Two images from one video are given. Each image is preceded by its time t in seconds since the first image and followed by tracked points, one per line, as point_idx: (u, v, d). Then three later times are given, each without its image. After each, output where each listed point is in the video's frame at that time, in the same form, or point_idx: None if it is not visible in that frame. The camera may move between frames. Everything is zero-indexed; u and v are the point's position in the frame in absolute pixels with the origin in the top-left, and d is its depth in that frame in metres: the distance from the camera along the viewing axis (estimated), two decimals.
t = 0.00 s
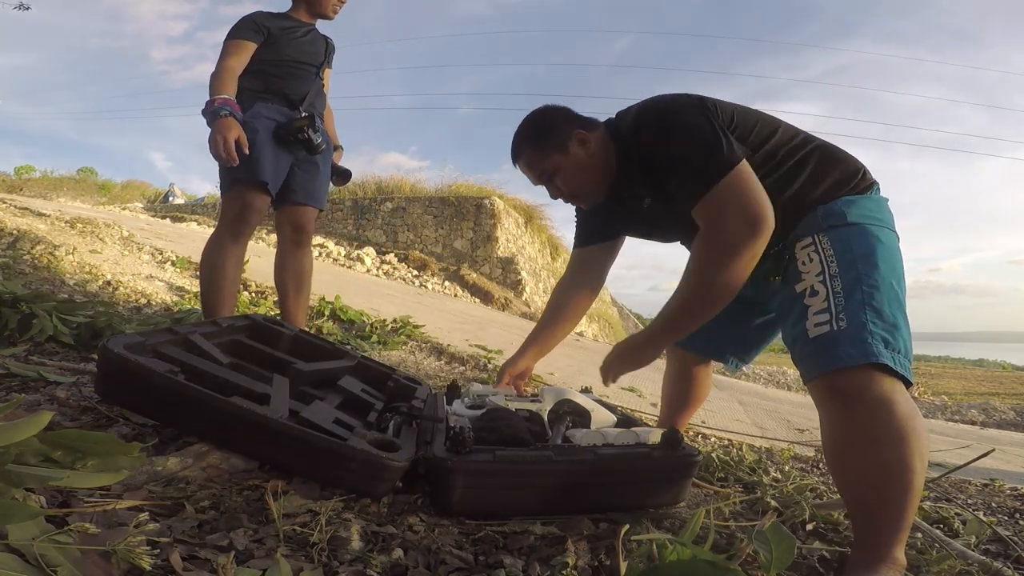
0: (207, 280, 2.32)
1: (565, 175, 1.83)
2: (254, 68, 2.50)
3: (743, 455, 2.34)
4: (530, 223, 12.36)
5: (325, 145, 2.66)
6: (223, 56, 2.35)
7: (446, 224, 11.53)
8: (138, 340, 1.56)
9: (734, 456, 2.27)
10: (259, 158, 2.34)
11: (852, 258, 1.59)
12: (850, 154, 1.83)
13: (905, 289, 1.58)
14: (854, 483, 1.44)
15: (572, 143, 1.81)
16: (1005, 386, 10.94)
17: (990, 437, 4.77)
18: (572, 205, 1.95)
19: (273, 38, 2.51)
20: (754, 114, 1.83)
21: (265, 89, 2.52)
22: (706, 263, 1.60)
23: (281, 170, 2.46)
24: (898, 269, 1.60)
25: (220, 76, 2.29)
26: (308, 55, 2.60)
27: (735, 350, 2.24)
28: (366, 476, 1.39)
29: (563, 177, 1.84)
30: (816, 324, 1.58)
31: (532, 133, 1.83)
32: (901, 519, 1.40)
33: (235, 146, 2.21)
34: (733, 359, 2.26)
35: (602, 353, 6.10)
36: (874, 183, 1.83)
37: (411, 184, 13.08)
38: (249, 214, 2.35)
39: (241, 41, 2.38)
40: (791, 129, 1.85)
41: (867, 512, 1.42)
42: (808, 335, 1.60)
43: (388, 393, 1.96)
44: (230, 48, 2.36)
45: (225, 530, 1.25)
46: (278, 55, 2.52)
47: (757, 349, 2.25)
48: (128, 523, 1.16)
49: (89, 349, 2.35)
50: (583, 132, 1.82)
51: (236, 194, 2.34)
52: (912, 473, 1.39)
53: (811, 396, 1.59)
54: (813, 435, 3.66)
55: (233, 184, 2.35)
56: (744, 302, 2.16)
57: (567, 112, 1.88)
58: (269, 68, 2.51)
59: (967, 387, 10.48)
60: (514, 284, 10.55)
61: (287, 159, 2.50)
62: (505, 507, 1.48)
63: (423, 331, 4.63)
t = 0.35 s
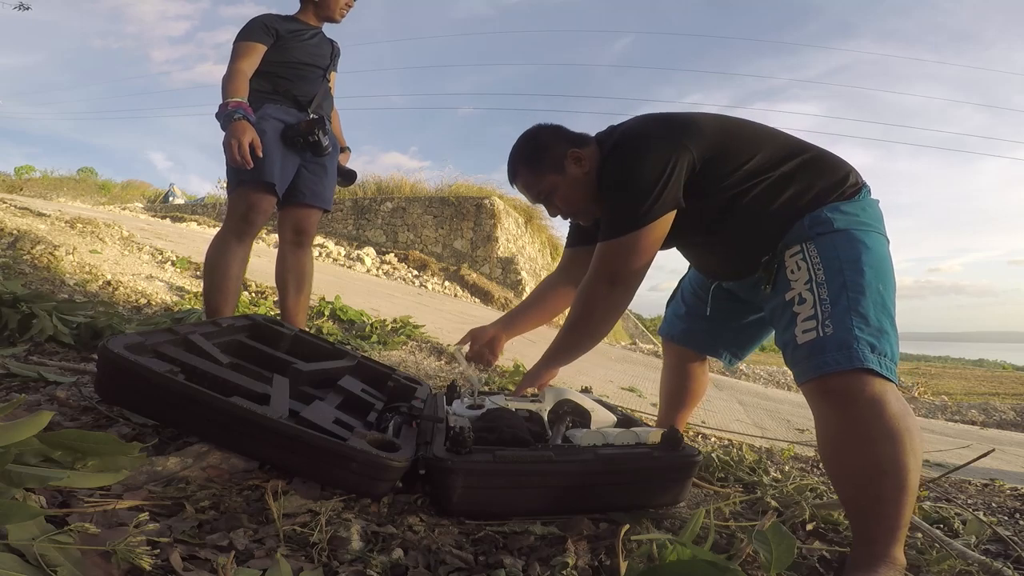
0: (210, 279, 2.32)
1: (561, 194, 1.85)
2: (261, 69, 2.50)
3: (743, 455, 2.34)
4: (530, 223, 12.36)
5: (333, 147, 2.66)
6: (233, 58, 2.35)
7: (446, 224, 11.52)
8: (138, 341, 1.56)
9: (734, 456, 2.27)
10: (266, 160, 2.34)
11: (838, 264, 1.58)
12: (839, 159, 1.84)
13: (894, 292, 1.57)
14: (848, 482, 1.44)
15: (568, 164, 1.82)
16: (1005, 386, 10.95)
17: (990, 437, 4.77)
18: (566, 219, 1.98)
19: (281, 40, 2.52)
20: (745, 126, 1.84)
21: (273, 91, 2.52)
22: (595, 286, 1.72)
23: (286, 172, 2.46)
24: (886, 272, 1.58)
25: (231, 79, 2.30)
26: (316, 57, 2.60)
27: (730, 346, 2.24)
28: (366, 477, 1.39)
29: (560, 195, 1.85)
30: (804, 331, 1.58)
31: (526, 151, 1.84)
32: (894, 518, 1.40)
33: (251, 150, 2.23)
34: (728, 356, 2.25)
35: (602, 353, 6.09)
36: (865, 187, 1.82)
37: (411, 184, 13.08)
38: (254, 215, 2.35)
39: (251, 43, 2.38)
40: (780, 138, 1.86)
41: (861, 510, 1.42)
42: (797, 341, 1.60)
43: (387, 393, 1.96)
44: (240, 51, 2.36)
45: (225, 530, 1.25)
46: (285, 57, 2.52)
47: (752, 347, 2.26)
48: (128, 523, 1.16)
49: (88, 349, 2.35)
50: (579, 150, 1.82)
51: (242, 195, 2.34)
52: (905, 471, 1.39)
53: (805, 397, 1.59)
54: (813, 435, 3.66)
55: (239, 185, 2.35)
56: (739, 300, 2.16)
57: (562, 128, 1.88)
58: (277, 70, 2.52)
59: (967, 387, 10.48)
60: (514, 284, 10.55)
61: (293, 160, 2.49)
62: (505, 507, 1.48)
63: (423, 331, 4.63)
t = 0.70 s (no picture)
0: (211, 279, 2.31)
1: (554, 203, 1.85)
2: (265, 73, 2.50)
3: (742, 455, 2.34)
4: (530, 223, 12.36)
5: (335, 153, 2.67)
6: (242, 63, 2.35)
7: (446, 224, 11.52)
8: (138, 341, 1.56)
9: (734, 456, 2.27)
10: (275, 164, 2.34)
11: (828, 265, 1.57)
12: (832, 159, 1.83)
13: (886, 292, 1.56)
14: (845, 483, 1.44)
15: (558, 173, 1.81)
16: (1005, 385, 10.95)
17: (990, 437, 4.77)
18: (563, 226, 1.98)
19: (289, 45, 2.52)
20: (736, 128, 1.84)
21: (281, 96, 2.52)
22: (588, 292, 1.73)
23: (292, 177, 2.45)
24: (877, 272, 1.57)
25: (241, 84, 2.30)
26: (321, 63, 2.60)
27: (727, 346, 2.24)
28: (366, 476, 1.39)
29: (553, 205, 1.86)
30: (795, 332, 1.57)
31: (519, 163, 1.84)
32: (892, 517, 1.40)
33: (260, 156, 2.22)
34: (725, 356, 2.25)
35: (602, 353, 6.09)
36: (858, 186, 1.81)
37: (411, 184, 13.08)
38: (257, 216, 2.36)
39: (261, 48, 2.38)
40: (772, 140, 1.85)
41: (859, 510, 1.43)
42: (789, 342, 1.60)
43: (388, 393, 1.96)
44: (250, 55, 2.36)
45: (225, 530, 1.26)
46: (293, 63, 2.52)
47: (748, 346, 2.26)
48: (127, 523, 1.16)
49: (89, 349, 2.35)
50: (569, 159, 1.81)
51: (249, 198, 2.34)
52: (901, 471, 1.39)
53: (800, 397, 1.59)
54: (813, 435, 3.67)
55: (246, 188, 2.35)
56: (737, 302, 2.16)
57: (552, 137, 1.87)
58: (285, 74, 2.52)
59: (967, 387, 10.49)
60: (514, 284, 10.55)
61: (299, 165, 2.49)
62: (505, 507, 1.48)
63: (423, 331, 4.63)
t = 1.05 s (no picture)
0: (206, 280, 2.32)
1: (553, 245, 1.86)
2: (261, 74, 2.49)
3: (742, 455, 2.34)
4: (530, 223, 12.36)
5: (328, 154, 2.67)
6: (235, 63, 2.35)
7: (446, 224, 11.52)
8: (138, 341, 1.56)
9: (734, 456, 2.27)
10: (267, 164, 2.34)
11: (816, 278, 1.57)
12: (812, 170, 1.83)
13: (875, 303, 1.56)
14: (842, 485, 1.44)
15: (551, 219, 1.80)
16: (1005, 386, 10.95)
17: (990, 437, 4.77)
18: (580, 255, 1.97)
19: (281, 44, 2.52)
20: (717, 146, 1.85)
21: (275, 96, 2.52)
22: (680, 297, 1.54)
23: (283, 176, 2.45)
24: (866, 283, 1.57)
25: (234, 84, 2.30)
26: (313, 63, 2.60)
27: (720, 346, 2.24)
28: (366, 476, 1.39)
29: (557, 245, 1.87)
30: (787, 343, 1.57)
31: (520, 212, 1.87)
32: (891, 516, 1.40)
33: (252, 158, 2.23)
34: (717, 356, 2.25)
35: (602, 353, 6.09)
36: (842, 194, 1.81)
37: (410, 184, 13.08)
38: (250, 216, 2.36)
39: (253, 47, 2.38)
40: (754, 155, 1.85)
41: (857, 511, 1.43)
42: (781, 352, 1.60)
43: (388, 393, 1.96)
44: (242, 55, 2.35)
45: (225, 530, 1.26)
46: (285, 62, 2.52)
47: (740, 348, 2.25)
48: (128, 523, 1.16)
49: (89, 349, 2.35)
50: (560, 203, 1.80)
51: (242, 197, 2.33)
52: (897, 471, 1.39)
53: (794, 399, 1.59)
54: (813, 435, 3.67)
55: (238, 187, 2.34)
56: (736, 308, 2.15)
57: (550, 180, 1.86)
58: (277, 75, 2.51)
59: (968, 387, 10.48)
60: (514, 284, 10.55)
61: (291, 164, 2.49)
62: (505, 506, 1.48)
63: (423, 331, 4.63)
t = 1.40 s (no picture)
0: (207, 280, 2.32)
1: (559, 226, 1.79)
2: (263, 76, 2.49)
3: (743, 455, 2.34)
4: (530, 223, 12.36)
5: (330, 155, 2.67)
6: (240, 63, 2.35)
7: (446, 224, 11.52)
8: (138, 341, 1.56)
9: (734, 456, 2.27)
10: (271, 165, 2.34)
11: (830, 272, 1.57)
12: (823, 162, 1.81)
13: (887, 298, 1.56)
14: (849, 484, 1.44)
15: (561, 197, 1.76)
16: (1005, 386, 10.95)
17: (990, 437, 4.77)
18: (582, 245, 1.91)
19: (285, 45, 2.51)
20: (721, 141, 1.82)
21: (278, 96, 2.51)
22: (687, 309, 1.54)
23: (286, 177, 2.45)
24: (879, 277, 1.57)
25: (239, 84, 2.30)
26: (317, 64, 2.60)
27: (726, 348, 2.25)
28: (366, 476, 1.39)
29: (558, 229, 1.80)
30: (797, 336, 1.58)
31: (523, 193, 1.83)
32: (895, 518, 1.40)
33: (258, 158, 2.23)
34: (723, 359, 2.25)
35: (602, 353, 6.09)
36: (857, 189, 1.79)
37: (410, 184, 13.08)
38: (252, 216, 2.36)
39: (258, 47, 2.38)
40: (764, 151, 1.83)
41: (863, 512, 1.43)
42: (792, 345, 1.61)
43: (388, 393, 1.96)
44: (246, 55, 2.36)
45: (225, 530, 1.26)
46: (288, 63, 2.52)
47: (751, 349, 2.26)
48: (128, 523, 1.16)
49: (89, 349, 2.35)
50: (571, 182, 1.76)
51: (245, 198, 2.33)
52: (904, 472, 1.39)
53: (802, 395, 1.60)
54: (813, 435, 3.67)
55: (240, 188, 2.34)
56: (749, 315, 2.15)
57: (557, 162, 1.83)
58: (280, 76, 2.51)
59: (967, 388, 10.48)
60: (514, 284, 10.55)
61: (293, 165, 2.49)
62: (504, 506, 1.48)
63: (423, 331, 4.63)
